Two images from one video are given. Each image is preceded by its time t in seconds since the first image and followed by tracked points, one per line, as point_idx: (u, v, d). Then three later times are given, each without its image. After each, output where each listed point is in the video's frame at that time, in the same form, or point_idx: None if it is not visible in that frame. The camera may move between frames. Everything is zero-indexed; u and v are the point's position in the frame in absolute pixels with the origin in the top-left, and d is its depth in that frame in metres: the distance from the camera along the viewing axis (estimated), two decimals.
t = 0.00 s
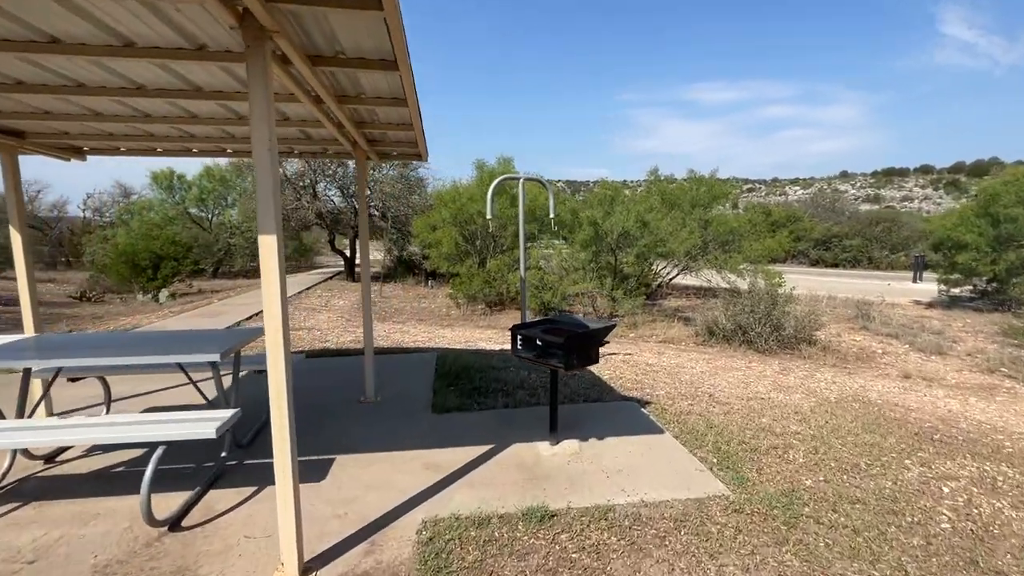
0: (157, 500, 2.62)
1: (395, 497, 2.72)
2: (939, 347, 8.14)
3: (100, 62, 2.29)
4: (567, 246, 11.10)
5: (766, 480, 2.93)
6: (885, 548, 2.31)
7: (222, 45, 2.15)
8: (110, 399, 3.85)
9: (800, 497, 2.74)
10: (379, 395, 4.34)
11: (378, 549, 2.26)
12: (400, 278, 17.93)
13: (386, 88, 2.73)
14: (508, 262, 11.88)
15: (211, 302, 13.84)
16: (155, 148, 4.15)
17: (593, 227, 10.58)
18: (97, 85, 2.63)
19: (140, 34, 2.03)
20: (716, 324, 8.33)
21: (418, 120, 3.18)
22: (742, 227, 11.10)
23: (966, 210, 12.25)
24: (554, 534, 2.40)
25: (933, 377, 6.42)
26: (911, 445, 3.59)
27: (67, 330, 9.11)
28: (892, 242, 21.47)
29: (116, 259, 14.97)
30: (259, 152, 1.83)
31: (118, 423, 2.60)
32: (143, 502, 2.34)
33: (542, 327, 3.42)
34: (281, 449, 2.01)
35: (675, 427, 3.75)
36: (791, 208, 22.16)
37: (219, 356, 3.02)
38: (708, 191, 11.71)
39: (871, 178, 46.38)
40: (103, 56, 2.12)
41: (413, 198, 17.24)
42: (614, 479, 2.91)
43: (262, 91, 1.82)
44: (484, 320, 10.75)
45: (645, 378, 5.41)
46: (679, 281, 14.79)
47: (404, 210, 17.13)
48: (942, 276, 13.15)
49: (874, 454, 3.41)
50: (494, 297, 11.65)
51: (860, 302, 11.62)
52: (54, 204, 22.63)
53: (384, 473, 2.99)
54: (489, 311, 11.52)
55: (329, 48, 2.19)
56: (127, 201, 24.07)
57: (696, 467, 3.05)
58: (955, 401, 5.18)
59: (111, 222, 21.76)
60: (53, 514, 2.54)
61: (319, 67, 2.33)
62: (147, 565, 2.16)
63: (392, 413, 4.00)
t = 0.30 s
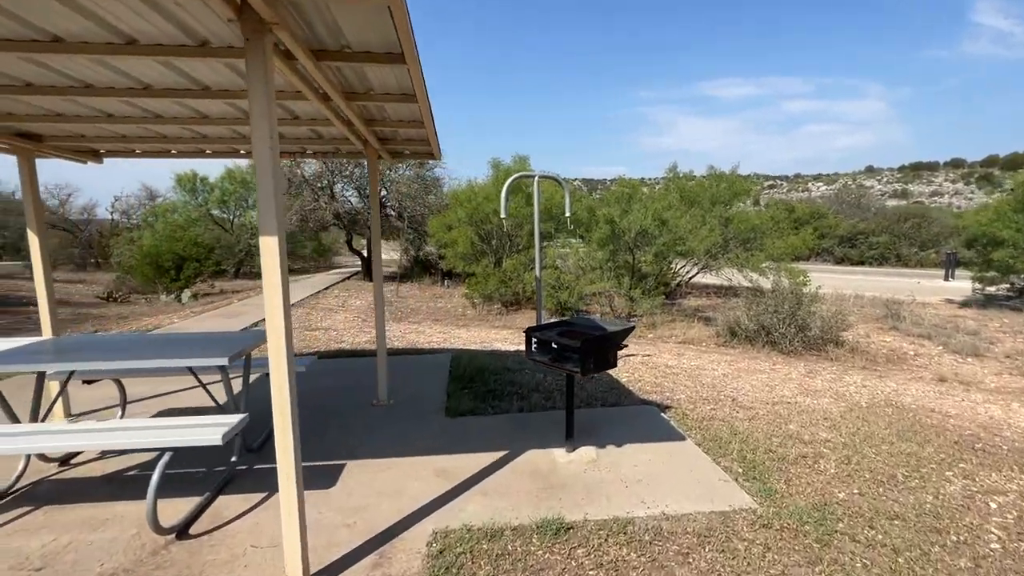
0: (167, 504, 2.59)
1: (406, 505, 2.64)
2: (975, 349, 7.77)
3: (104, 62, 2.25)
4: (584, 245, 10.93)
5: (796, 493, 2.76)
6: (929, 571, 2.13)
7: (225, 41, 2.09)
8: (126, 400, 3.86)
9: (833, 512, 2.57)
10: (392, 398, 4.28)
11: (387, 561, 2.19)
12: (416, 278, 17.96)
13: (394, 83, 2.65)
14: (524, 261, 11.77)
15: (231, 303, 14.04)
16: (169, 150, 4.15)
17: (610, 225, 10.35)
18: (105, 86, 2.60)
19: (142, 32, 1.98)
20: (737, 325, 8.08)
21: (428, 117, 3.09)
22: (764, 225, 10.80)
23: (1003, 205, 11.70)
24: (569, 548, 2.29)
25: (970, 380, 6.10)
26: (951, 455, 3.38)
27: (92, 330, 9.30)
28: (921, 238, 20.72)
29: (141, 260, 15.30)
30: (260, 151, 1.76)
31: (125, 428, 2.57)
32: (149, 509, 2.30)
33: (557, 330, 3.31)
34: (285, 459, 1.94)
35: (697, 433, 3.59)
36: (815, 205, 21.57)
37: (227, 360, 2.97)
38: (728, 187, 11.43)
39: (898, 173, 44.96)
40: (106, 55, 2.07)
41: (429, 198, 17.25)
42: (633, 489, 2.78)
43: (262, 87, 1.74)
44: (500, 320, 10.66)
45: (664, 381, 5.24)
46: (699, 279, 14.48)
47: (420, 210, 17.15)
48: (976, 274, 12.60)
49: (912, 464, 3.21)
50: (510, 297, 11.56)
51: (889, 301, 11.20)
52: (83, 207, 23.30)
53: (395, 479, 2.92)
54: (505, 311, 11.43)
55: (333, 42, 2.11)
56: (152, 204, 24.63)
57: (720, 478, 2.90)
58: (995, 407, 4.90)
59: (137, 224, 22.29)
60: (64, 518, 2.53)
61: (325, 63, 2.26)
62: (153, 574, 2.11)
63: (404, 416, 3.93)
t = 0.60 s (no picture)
0: (191, 504, 2.63)
1: (424, 507, 2.63)
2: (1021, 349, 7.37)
3: (128, 69, 2.29)
4: (606, 244, 10.80)
5: (828, 502, 2.64)
6: None
7: (243, 46, 2.11)
8: (155, 400, 3.97)
9: (867, 523, 2.45)
10: (412, 399, 4.29)
11: (405, 565, 2.17)
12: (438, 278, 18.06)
13: (410, 84, 2.64)
14: (545, 261, 11.72)
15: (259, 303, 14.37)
16: (195, 155, 4.24)
17: (632, 223, 10.15)
18: (131, 94, 2.66)
19: (162, 38, 2.00)
20: (765, 325, 7.84)
21: (445, 117, 3.07)
22: (793, 220, 10.52)
23: None
24: (589, 555, 2.24)
25: (1017, 383, 5.79)
26: (997, 464, 3.20)
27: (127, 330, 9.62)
28: (960, 234, 19.84)
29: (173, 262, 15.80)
30: (275, 154, 1.76)
31: (150, 428, 2.62)
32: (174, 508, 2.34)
33: (577, 332, 3.25)
34: (303, 461, 1.94)
35: (722, 437, 3.49)
36: (846, 199, 20.88)
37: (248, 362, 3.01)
38: (755, 183, 11.18)
39: (934, 165, 43.23)
40: (128, 62, 2.11)
41: (450, 198, 17.33)
42: (655, 496, 2.71)
43: (277, 90, 1.75)
44: (521, 320, 10.63)
45: (688, 382, 5.12)
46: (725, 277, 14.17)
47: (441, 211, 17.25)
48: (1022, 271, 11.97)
49: (953, 473, 3.04)
50: (531, 297, 11.52)
51: (926, 299, 10.75)
52: (120, 211, 24.21)
53: (414, 481, 2.91)
54: (526, 311, 11.39)
55: (348, 44, 2.10)
56: (184, 207, 25.42)
57: (746, 485, 2.80)
58: None
59: (170, 227, 23.04)
60: (94, 515, 2.60)
61: (340, 66, 2.26)
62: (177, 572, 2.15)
63: (424, 417, 3.93)
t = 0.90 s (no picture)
0: (224, 497, 2.74)
1: (445, 506, 2.66)
2: None
3: (163, 81, 2.40)
4: (636, 242, 10.63)
5: (864, 514, 2.51)
6: None
7: (268, 55, 2.18)
8: (194, 396, 4.16)
9: (906, 535, 2.33)
10: (438, 398, 4.33)
11: (425, 563, 2.20)
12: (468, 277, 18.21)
13: (430, 87, 2.67)
14: (574, 260, 11.64)
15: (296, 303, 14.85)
16: (232, 162, 4.41)
17: (663, 221, 9.94)
18: (167, 104, 2.78)
19: (193, 50, 2.08)
20: (803, 325, 7.54)
21: (467, 118, 3.09)
22: (835, 216, 10.07)
23: None
24: (609, 559, 2.21)
25: None
26: None
27: (175, 328, 10.12)
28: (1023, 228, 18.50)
29: (217, 264, 16.52)
30: (296, 159, 1.81)
31: (185, 423, 2.73)
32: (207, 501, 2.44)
33: (600, 334, 3.22)
34: (325, 458, 1.99)
35: (753, 442, 3.37)
36: (894, 193, 19.83)
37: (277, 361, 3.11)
38: (793, 178, 10.83)
39: (994, 155, 40.59)
40: (161, 74, 2.20)
41: (480, 198, 17.43)
42: (679, 501, 2.64)
43: (297, 97, 1.79)
44: (550, 320, 10.58)
45: (720, 384, 4.99)
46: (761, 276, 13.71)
47: (470, 210, 17.40)
48: None
49: (1007, 485, 2.84)
50: (560, 296, 11.47)
51: (982, 298, 10.10)
52: (168, 215, 25.48)
53: (436, 480, 2.94)
54: (555, 311, 11.35)
55: (367, 49, 2.14)
56: (228, 210, 26.52)
57: (776, 492, 2.70)
58: None
59: (214, 230, 24.07)
60: (136, 504, 2.75)
61: (361, 71, 2.30)
62: (208, 563, 2.24)
63: (448, 416, 3.97)
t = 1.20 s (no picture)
0: (266, 478, 2.93)
1: (469, 497, 2.72)
2: None
3: (211, 89, 2.59)
4: (681, 239, 10.33)
5: (909, 527, 2.36)
6: None
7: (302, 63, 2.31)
8: (245, 383, 4.45)
9: (954, 553, 2.17)
10: (471, 392, 4.42)
11: (445, 550, 2.27)
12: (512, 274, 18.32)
13: (457, 87, 2.73)
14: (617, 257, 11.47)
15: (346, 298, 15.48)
16: (281, 164, 4.67)
17: (710, 217, 9.59)
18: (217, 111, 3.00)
19: (234, 60, 2.24)
20: (861, 326, 7.08)
21: (496, 116, 3.13)
22: (902, 210, 9.50)
23: None
24: (628, 557, 2.19)
25: None
26: None
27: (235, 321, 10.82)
28: None
29: (276, 261, 17.50)
30: (322, 161, 1.91)
31: (232, 407, 2.94)
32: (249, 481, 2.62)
33: (629, 331, 3.18)
34: (351, 444, 2.10)
35: (791, 447, 3.23)
36: (976, 184, 18.16)
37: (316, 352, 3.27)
38: (855, 170, 10.29)
39: None
40: (208, 84, 2.38)
41: (523, 195, 17.48)
42: (706, 504, 2.58)
43: (323, 102, 1.89)
44: (590, 318, 10.48)
45: (762, 386, 4.79)
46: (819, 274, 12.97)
47: (514, 208, 17.49)
48: None
49: None
50: (602, 294, 11.34)
51: None
52: (234, 215, 27.19)
53: (462, 472, 3.01)
54: (596, 309, 11.24)
55: (393, 53, 2.22)
56: (286, 209, 27.96)
57: (812, 500, 2.57)
58: None
59: (274, 228, 25.46)
60: (189, 481, 2.99)
61: (389, 74, 2.39)
62: (248, 537, 2.41)
63: (480, 410, 4.03)
